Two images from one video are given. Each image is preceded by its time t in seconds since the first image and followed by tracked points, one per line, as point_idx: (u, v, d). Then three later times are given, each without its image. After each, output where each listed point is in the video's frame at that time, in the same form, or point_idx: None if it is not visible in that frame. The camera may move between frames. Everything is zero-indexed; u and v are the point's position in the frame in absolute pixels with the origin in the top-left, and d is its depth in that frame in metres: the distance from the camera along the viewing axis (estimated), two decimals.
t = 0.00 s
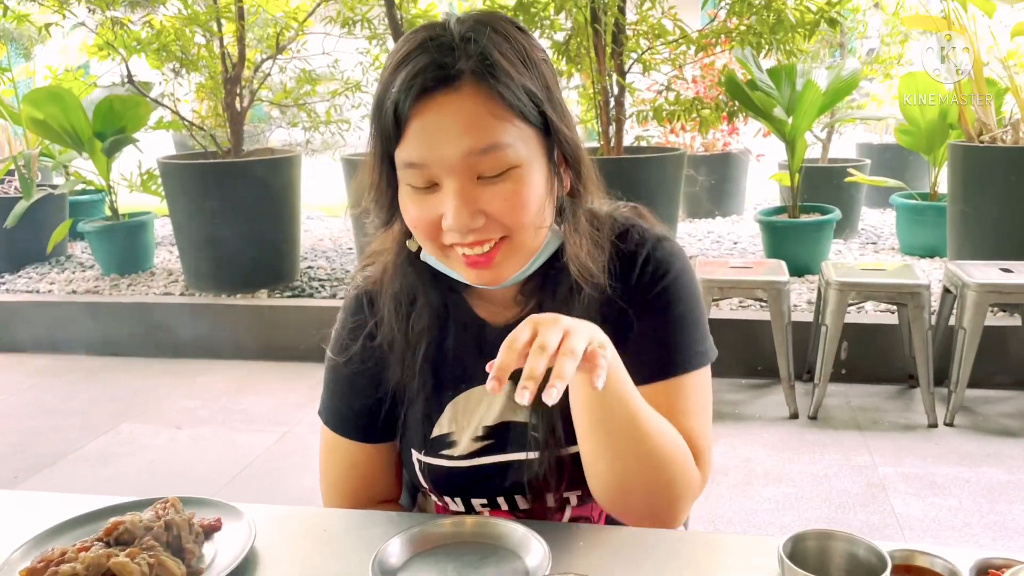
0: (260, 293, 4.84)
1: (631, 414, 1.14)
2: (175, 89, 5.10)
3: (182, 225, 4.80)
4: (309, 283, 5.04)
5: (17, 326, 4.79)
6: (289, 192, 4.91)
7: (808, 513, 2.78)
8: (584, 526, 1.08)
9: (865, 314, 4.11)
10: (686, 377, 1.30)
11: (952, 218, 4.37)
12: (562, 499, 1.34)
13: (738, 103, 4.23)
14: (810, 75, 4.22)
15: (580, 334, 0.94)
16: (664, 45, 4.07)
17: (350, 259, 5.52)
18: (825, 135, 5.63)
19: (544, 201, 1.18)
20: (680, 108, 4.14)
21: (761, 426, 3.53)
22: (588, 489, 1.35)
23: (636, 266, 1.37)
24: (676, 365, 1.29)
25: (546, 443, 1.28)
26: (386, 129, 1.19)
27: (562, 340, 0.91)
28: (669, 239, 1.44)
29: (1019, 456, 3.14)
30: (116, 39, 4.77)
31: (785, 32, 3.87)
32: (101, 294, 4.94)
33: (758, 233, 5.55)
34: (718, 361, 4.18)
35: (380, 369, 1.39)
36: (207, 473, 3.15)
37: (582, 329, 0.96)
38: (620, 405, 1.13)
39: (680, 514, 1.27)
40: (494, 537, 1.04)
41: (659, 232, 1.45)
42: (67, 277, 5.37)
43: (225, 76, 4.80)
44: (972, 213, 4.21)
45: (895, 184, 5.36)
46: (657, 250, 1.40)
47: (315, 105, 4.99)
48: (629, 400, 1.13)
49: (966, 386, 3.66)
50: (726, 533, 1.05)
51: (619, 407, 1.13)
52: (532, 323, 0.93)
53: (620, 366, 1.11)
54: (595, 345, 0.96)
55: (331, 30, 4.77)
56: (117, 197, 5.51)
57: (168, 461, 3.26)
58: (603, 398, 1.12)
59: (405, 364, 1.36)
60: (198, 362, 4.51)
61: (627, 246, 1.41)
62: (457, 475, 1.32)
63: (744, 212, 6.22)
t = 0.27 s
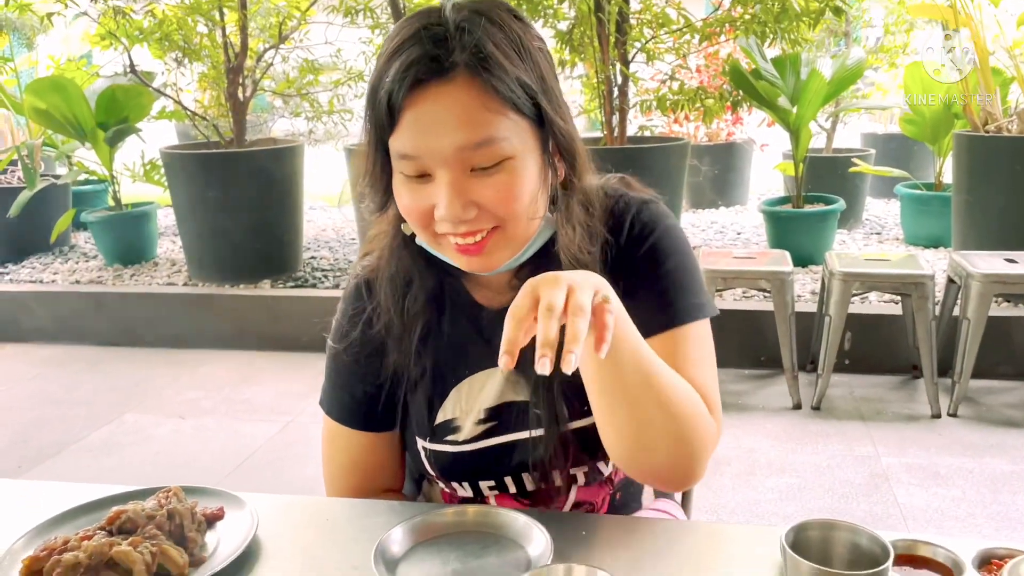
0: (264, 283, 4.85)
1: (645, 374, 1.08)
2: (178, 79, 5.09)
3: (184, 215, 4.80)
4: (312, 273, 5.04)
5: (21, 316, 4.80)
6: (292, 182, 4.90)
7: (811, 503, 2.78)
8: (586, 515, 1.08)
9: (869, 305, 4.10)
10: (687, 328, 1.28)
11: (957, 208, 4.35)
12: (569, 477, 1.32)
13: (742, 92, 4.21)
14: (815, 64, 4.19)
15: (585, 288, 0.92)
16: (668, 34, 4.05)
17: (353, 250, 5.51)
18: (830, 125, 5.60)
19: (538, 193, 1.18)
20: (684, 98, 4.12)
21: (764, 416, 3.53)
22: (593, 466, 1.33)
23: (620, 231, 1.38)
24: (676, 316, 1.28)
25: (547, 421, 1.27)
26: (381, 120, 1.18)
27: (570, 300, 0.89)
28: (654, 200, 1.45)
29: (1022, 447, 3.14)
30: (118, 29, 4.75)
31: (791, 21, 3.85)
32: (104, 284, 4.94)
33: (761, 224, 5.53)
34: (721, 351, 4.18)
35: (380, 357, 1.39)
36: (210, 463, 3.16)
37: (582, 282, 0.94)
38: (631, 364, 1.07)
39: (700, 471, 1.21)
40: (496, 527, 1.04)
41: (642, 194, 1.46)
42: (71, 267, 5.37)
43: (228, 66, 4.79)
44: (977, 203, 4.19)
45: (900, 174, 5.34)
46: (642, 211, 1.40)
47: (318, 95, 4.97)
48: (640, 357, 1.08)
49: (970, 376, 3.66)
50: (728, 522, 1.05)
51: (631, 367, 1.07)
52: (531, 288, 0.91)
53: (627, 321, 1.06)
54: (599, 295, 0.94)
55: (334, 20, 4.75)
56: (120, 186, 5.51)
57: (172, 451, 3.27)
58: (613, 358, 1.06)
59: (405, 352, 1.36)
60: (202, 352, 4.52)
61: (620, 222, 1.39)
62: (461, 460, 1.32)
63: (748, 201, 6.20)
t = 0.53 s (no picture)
0: (269, 267, 4.86)
1: (628, 339, 1.06)
2: (182, 62, 5.08)
3: (190, 199, 4.80)
4: (317, 257, 5.04)
5: (28, 300, 4.82)
6: (297, 166, 4.90)
7: (814, 487, 2.79)
8: (590, 498, 1.09)
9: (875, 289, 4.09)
10: (685, 288, 1.28)
11: (964, 192, 4.33)
12: (571, 452, 1.32)
13: (749, 75, 4.18)
14: (822, 47, 4.16)
15: (554, 269, 0.92)
16: (674, 17, 4.02)
17: (357, 234, 5.51)
18: (837, 108, 5.56)
19: (533, 174, 1.18)
20: (690, 82, 4.10)
21: (768, 401, 3.53)
22: (596, 439, 1.32)
23: (614, 201, 1.39)
24: (673, 276, 1.28)
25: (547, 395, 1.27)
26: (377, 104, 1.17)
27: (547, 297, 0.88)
28: (647, 171, 1.46)
29: None
30: (122, 12, 4.73)
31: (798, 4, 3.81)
32: (110, 268, 4.95)
33: (767, 208, 5.51)
34: (726, 335, 4.18)
35: (382, 339, 1.39)
36: (217, 446, 3.18)
37: (552, 264, 0.94)
38: (615, 330, 1.05)
39: (705, 426, 1.20)
40: (501, 510, 1.04)
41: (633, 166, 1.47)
42: (77, 251, 5.39)
43: (232, 49, 4.77)
44: (984, 186, 4.17)
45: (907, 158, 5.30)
46: (635, 180, 1.41)
47: (322, 78, 4.96)
48: (622, 322, 1.06)
49: (975, 360, 3.65)
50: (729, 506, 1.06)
51: (615, 334, 1.06)
52: (500, 280, 0.91)
53: (602, 287, 1.05)
54: (569, 274, 0.94)
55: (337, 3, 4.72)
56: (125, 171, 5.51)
57: (178, 434, 3.29)
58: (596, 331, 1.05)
59: (407, 333, 1.36)
60: (208, 336, 4.54)
61: (616, 198, 1.39)
62: (464, 439, 1.33)
63: (753, 185, 6.18)
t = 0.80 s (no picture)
0: (276, 245, 4.87)
1: (609, 318, 1.08)
2: (187, 39, 5.05)
3: (196, 177, 4.80)
4: (323, 235, 5.05)
5: (37, 277, 4.84)
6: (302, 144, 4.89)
7: (818, 463, 2.81)
8: (595, 471, 1.10)
9: (881, 267, 4.08)
10: (680, 258, 1.27)
11: (972, 170, 4.30)
12: (574, 424, 1.34)
13: (757, 52, 4.14)
14: (831, 23, 4.12)
15: (534, 276, 0.96)
16: None
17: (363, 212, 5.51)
18: (845, 85, 5.52)
19: (534, 137, 1.18)
20: (698, 59, 4.06)
21: (773, 379, 3.54)
22: (599, 411, 1.34)
23: (612, 172, 1.39)
24: (667, 246, 1.27)
25: (551, 365, 1.31)
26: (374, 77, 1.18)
27: (530, 312, 0.93)
28: (645, 144, 1.46)
29: None
30: None
31: None
32: (117, 245, 4.97)
33: (774, 186, 5.48)
34: (732, 314, 4.18)
35: (387, 314, 1.41)
36: (225, 421, 3.21)
37: (530, 267, 0.97)
38: (593, 310, 1.06)
39: (702, 393, 1.20)
40: (506, 483, 1.06)
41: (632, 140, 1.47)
42: (85, 229, 5.40)
43: (237, 26, 4.75)
44: (993, 164, 4.14)
45: (915, 135, 5.27)
46: (633, 154, 1.42)
47: (328, 55, 4.94)
48: (601, 303, 1.07)
49: (980, 338, 3.65)
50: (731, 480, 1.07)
51: (594, 315, 1.07)
52: (480, 289, 0.95)
53: (578, 272, 1.06)
54: (548, 280, 0.97)
55: None
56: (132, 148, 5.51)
57: (187, 410, 3.31)
58: (576, 313, 1.06)
59: (411, 308, 1.38)
60: (215, 313, 4.56)
61: (614, 170, 1.40)
62: (470, 411, 1.35)
63: (761, 163, 6.15)
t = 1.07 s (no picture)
0: (288, 205, 4.89)
1: (613, 270, 1.08)
2: None
3: (208, 137, 4.81)
4: (335, 197, 5.06)
5: (53, 238, 4.88)
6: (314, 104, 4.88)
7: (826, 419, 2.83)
8: (607, 412, 1.13)
9: (893, 229, 4.06)
10: (686, 209, 1.27)
11: (987, 130, 4.25)
12: (582, 369, 1.36)
13: (772, 10, 4.08)
14: None
15: (540, 230, 0.93)
16: None
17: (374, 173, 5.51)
18: (861, 45, 5.44)
19: (543, 80, 1.19)
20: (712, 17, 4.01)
21: (783, 338, 3.55)
22: (606, 357, 1.36)
23: (620, 121, 1.39)
24: (673, 198, 1.27)
25: (559, 311, 1.33)
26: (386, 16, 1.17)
27: (536, 269, 0.90)
28: (654, 93, 1.45)
29: None
30: None
31: None
32: (131, 206, 4.99)
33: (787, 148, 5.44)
34: (742, 275, 4.18)
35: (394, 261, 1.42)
36: (240, 377, 3.26)
37: (535, 221, 0.94)
38: (596, 261, 1.07)
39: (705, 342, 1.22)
40: (520, 423, 1.08)
41: (641, 88, 1.47)
42: (98, 189, 5.43)
43: None
44: (1009, 124, 4.09)
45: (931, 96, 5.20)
46: (641, 103, 1.41)
47: (338, 15, 4.90)
48: (605, 255, 1.08)
49: (992, 299, 3.64)
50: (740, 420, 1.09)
51: (597, 265, 1.07)
52: (485, 242, 0.93)
53: (582, 225, 1.06)
54: (554, 235, 0.95)
55: None
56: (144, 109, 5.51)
57: (202, 366, 3.36)
58: (579, 264, 1.06)
59: (418, 255, 1.40)
60: (229, 273, 4.60)
61: (622, 119, 1.39)
62: (479, 355, 1.37)
63: (774, 125, 6.09)
